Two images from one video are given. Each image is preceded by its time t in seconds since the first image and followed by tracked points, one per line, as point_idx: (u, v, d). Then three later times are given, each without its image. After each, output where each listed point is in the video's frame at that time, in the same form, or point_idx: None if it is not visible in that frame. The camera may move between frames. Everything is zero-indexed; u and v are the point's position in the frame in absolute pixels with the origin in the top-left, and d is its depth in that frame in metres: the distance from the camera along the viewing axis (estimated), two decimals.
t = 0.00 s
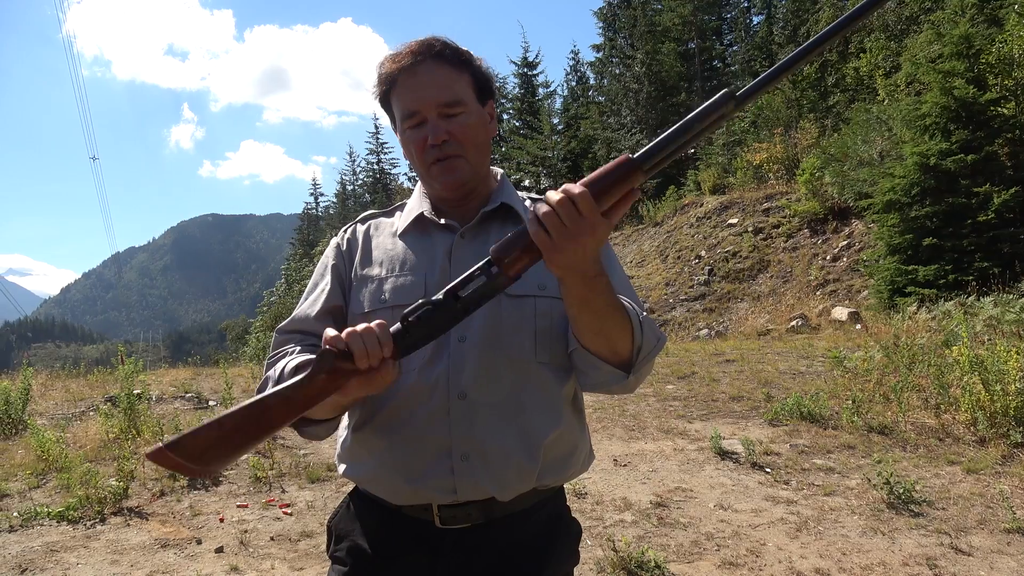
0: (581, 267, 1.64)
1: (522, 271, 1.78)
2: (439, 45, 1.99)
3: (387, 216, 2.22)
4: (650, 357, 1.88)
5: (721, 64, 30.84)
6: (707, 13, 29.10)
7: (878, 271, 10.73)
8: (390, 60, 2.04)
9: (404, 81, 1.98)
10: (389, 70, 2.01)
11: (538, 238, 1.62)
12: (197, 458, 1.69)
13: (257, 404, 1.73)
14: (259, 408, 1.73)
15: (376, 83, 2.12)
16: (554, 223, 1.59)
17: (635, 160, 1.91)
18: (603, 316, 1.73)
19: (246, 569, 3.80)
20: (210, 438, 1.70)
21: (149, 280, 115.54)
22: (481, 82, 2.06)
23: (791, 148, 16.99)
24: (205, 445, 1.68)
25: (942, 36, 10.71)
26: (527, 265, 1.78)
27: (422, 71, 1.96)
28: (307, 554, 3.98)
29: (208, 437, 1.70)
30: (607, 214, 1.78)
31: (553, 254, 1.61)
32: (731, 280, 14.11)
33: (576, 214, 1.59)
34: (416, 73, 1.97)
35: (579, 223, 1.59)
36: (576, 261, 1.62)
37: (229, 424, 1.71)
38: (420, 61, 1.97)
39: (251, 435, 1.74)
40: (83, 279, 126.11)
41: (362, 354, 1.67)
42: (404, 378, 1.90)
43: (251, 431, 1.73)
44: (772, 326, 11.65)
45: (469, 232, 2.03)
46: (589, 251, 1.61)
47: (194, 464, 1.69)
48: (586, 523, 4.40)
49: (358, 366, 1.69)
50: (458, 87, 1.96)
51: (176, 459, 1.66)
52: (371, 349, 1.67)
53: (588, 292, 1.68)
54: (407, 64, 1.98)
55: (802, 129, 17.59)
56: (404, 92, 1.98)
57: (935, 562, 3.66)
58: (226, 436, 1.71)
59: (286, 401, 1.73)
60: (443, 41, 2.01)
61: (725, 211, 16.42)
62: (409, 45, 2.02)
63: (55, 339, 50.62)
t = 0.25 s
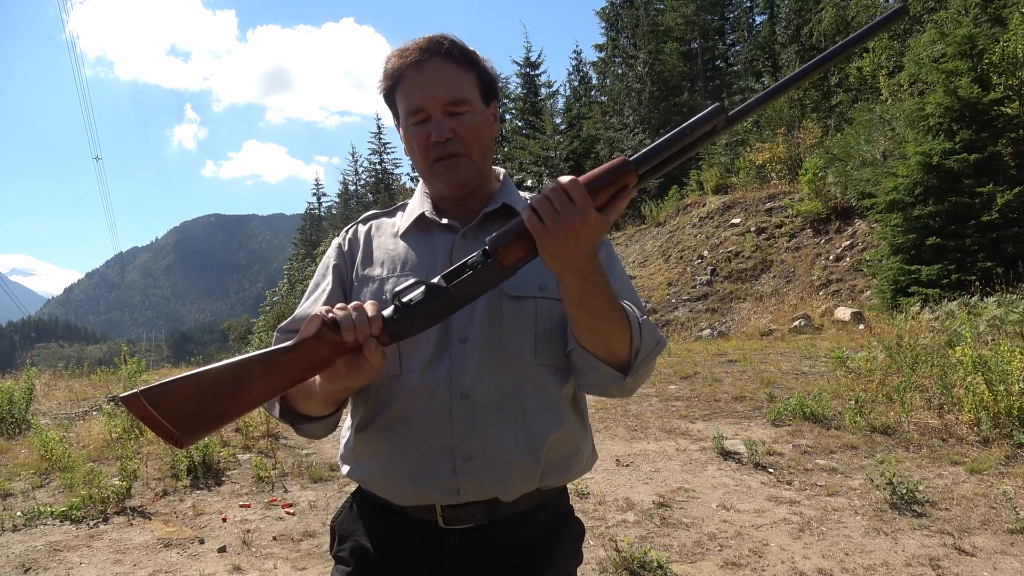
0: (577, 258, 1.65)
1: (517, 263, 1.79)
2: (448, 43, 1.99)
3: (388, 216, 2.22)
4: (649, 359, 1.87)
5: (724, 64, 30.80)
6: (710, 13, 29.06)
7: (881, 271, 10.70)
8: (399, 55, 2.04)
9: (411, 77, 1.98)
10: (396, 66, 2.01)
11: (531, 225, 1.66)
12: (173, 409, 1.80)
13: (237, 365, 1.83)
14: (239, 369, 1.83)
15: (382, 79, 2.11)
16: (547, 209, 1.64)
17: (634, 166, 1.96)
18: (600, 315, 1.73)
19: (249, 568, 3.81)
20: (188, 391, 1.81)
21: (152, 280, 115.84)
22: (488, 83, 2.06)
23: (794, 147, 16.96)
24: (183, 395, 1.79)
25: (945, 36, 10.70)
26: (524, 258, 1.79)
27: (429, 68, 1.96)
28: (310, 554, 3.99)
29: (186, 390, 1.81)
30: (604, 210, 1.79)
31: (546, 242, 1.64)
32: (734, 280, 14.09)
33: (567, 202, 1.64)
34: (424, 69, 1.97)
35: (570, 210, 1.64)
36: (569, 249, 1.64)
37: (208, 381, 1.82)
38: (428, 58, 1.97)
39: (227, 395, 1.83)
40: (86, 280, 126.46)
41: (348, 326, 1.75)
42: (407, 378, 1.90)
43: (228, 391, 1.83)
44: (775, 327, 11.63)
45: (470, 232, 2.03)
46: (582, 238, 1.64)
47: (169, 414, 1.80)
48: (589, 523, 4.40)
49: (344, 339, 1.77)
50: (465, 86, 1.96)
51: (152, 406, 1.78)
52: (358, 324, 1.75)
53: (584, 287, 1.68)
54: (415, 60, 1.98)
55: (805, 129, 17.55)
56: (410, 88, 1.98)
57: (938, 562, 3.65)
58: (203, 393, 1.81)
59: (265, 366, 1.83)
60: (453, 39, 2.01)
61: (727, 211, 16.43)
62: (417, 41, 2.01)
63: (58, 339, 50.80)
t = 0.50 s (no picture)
0: (587, 263, 1.64)
1: (526, 266, 1.78)
2: (456, 43, 1.99)
3: (392, 217, 2.22)
4: (656, 361, 1.87)
5: (728, 63, 30.71)
6: (714, 13, 29.00)
7: (887, 271, 10.64)
8: (405, 54, 2.04)
9: (418, 76, 1.98)
10: (403, 64, 2.01)
11: (542, 231, 1.65)
12: (180, 404, 1.80)
13: (245, 361, 1.83)
14: (247, 366, 1.83)
15: (388, 78, 2.11)
16: (559, 216, 1.63)
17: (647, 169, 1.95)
18: (608, 319, 1.73)
19: (254, 568, 3.82)
20: (196, 387, 1.81)
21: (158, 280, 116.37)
22: (494, 83, 2.06)
23: (799, 147, 16.88)
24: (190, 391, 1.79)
25: (950, 35, 10.65)
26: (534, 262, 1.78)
27: (436, 68, 1.96)
28: (314, 553, 4.00)
29: (193, 385, 1.81)
30: (615, 215, 1.78)
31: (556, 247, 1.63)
32: (739, 280, 14.05)
33: (579, 208, 1.63)
34: (431, 68, 1.96)
35: (581, 216, 1.63)
36: (580, 255, 1.63)
37: (216, 377, 1.82)
38: (435, 57, 1.97)
39: (235, 392, 1.83)
40: (93, 280, 127.11)
41: (355, 325, 1.75)
42: (411, 379, 1.90)
43: (235, 387, 1.83)
44: (780, 327, 11.59)
45: (476, 232, 2.03)
46: (593, 244, 1.63)
47: (176, 408, 1.80)
48: (593, 523, 4.39)
49: (351, 338, 1.77)
50: (471, 86, 1.96)
51: (160, 401, 1.78)
52: (366, 323, 1.75)
53: (594, 292, 1.67)
54: (422, 59, 1.98)
55: (810, 129, 17.48)
56: (416, 87, 1.98)
57: (944, 563, 3.62)
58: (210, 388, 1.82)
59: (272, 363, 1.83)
60: (460, 39, 2.01)
61: (732, 211, 16.39)
62: (425, 40, 2.01)
63: (64, 339, 51.11)
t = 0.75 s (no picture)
0: (594, 268, 1.63)
1: (533, 270, 1.78)
2: (460, 43, 1.98)
3: (398, 217, 2.22)
4: (662, 364, 1.85)
5: (734, 62, 30.60)
6: (719, 12, 28.92)
7: (893, 271, 10.58)
8: (410, 53, 2.04)
9: (422, 76, 1.97)
10: (408, 64, 2.01)
11: (550, 235, 1.64)
12: (184, 404, 1.81)
13: (251, 362, 1.84)
14: (251, 366, 1.83)
15: (393, 77, 2.11)
16: (568, 221, 1.61)
17: (655, 172, 1.93)
18: (614, 322, 1.72)
19: (260, 567, 3.83)
20: (201, 387, 1.81)
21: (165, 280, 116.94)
22: (499, 83, 2.05)
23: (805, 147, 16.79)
24: (196, 391, 1.79)
25: (957, 33, 10.59)
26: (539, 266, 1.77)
27: (440, 68, 1.96)
28: (320, 553, 4.00)
29: (200, 385, 1.82)
30: (622, 219, 1.77)
31: (564, 252, 1.63)
32: (744, 279, 14.00)
33: (587, 214, 1.62)
34: (435, 68, 1.96)
35: (589, 222, 1.61)
36: (588, 260, 1.62)
37: (220, 377, 1.82)
38: (439, 57, 1.97)
39: (239, 392, 1.84)
40: (100, 280, 127.82)
41: (360, 326, 1.75)
42: (416, 378, 1.89)
43: (239, 388, 1.84)
44: (785, 326, 11.54)
45: (480, 233, 2.02)
46: (601, 250, 1.61)
47: (181, 408, 1.80)
48: (598, 523, 4.38)
49: (355, 340, 1.76)
50: (475, 86, 1.95)
51: (164, 400, 1.79)
52: (371, 324, 1.74)
53: (600, 296, 1.66)
54: (426, 59, 1.97)
55: (816, 128, 17.39)
56: (420, 87, 1.98)
57: (950, 564, 3.60)
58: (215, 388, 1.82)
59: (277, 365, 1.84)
60: (465, 38, 2.00)
61: (738, 210, 16.34)
62: (429, 39, 2.01)
63: (72, 338, 51.42)
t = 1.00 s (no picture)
0: (604, 269, 1.62)
1: (543, 269, 1.77)
2: (463, 43, 1.97)
3: (406, 216, 2.21)
4: (672, 363, 1.84)
5: (742, 61, 30.44)
6: (727, 11, 28.78)
7: (902, 270, 10.49)
8: (414, 55, 2.04)
9: (426, 77, 1.97)
10: (412, 66, 2.01)
11: (560, 237, 1.63)
12: (195, 413, 1.82)
13: (260, 370, 1.84)
14: (261, 375, 1.84)
15: (399, 79, 2.11)
16: (578, 223, 1.60)
17: (664, 170, 1.92)
18: (624, 322, 1.71)
19: (268, 565, 3.84)
20: (212, 397, 1.82)
21: (174, 280, 117.75)
22: (503, 81, 2.04)
23: (814, 146, 16.67)
24: (208, 403, 1.80)
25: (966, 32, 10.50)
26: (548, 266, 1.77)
27: (444, 68, 1.95)
28: (328, 552, 4.01)
29: (210, 395, 1.83)
30: (633, 218, 1.75)
31: (574, 253, 1.62)
32: (752, 279, 13.92)
33: (597, 215, 1.60)
34: (438, 69, 1.95)
35: (599, 223, 1.60)
36: (598, 261, 1.61)
37: (232, 387, 1.83)
38: (442, 58, 1.96)
39: (249, 400, 1.84)
40: (111, 280, 128.89)
41: (370, 331, 1.74)
42: (424, 377, 1.89)
43: (250, 395, 1.84)
44: (794, 326, 11.46)
45: (488, 231, 2.01)
46: (612, 251, 1.60)
47: (192, 417, 1.82)
48: (605, 523, 4.37)
49: (367, 346, 1.75)
50: (479, 86, 1.95)
51: (176, 410, 1.81)
52: (381, 329, 1.73)
53: (610, 296, 1.65)
54: (429, 60, 1.97)
55: (824, 127, 17.27)
56: (424, 88, 1.97)
57: (960, 565, 3.56)
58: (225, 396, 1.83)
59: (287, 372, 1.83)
60: (468, 38, 1.99)
61: (746, 209, 16.25)
62: (433, 41, 2.00)
63: (83, 338, 51.87)
